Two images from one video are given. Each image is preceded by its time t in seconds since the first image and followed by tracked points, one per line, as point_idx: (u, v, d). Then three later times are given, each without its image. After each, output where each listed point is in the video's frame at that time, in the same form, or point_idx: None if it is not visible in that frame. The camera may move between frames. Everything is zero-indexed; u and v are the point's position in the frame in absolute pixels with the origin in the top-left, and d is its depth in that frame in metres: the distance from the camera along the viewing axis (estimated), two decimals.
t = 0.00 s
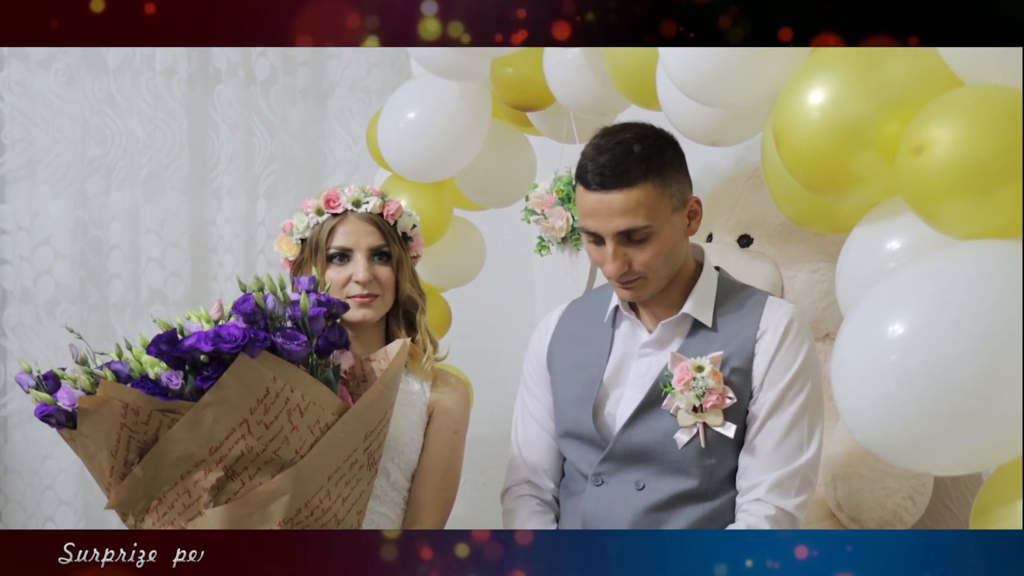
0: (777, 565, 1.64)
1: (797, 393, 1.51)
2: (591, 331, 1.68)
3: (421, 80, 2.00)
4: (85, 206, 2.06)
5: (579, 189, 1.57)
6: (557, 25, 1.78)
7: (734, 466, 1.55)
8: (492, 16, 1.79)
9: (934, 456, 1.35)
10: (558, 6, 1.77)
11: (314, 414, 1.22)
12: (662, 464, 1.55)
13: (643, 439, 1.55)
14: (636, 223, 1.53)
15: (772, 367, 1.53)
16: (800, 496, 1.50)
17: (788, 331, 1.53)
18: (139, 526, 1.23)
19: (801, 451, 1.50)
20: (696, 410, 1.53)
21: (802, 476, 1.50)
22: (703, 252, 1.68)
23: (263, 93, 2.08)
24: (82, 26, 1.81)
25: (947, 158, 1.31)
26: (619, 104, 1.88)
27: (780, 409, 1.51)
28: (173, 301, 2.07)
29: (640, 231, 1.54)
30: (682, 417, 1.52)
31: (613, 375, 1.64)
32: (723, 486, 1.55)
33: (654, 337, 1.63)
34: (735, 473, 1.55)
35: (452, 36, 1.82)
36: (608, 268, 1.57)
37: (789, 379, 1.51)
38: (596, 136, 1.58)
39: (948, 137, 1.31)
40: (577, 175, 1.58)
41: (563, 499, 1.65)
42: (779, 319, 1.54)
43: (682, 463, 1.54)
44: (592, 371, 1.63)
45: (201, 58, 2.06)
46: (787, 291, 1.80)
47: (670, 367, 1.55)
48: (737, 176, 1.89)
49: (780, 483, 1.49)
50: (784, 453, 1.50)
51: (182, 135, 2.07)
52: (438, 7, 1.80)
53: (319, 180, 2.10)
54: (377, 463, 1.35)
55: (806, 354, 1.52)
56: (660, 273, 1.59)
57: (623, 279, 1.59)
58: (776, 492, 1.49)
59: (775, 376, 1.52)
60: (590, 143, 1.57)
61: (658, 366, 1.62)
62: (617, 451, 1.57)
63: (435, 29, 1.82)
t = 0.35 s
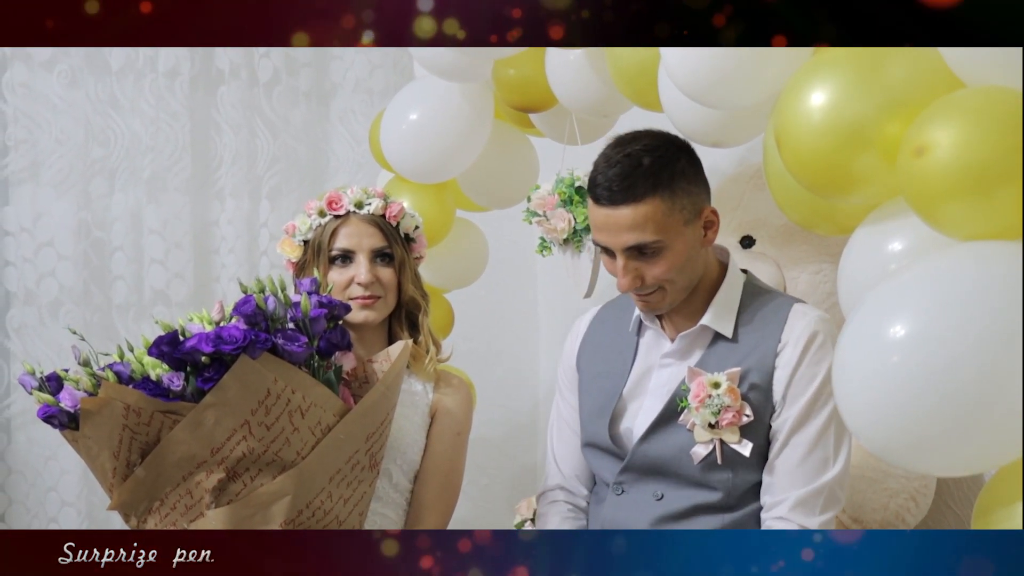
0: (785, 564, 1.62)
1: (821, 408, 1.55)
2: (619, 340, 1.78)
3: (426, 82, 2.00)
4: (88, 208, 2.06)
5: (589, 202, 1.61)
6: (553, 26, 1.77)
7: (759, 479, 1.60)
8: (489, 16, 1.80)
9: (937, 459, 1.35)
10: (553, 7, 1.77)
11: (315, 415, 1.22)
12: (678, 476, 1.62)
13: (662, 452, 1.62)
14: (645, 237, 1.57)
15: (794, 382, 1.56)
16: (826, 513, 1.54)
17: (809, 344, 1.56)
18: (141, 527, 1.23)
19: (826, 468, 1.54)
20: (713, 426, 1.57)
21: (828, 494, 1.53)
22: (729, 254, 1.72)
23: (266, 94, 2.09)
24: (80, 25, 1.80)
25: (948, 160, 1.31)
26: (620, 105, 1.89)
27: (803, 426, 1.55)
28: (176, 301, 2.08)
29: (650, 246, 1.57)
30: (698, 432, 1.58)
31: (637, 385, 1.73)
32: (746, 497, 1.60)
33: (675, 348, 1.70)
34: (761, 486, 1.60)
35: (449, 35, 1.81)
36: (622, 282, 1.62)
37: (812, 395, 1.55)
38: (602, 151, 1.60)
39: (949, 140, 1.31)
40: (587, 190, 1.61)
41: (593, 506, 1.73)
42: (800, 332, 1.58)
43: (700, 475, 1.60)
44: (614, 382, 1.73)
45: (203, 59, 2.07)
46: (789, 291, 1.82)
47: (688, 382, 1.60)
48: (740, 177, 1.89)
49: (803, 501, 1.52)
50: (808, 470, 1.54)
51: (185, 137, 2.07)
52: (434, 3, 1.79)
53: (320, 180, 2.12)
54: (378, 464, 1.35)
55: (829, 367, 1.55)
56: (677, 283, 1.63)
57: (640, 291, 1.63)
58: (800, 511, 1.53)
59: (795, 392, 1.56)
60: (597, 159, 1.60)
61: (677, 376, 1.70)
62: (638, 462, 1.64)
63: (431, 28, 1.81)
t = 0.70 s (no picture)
0: (791, 561, 1.66)
1: (805, 396, 1.53)
2: (601, 334, 1.74)
3: (430, 82, 2.00)
4: (92, 207, 2.06)
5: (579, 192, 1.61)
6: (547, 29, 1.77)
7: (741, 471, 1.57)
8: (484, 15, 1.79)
9: (938, 458, 1.36)
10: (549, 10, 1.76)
11: (319, 415, 1.22)
12: (664, 467, 1.59)
13: (646, 442, 1.59)
14: (635, 225, 1.56)
15: (779, 370, 1.54)
16: (808, 501, 1.51)
17: (794, 334, 1.55)
18: (145, 526, 1.24)
19: (808, 455, 1.51)
20: (699, 413, 1.55)
21: (810, 482, 1.50)
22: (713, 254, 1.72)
23: (270, 94, 2.09)
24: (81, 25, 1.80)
25: (952, 158, 1.32)
26: (624, 105, 1.89)
27: (787, 414, 1.52)
28: (180, 301, 2.08)
29: (640, 234, 1.56)
30: (685, 421, 1.56)
31: (621, 379, 1.69)
32: (728, 489, 1.57)
33: (661, 340, 1.68)
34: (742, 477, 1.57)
35: (443, 32, 1.80)
36: (610, 271, 1.60)
37: (796, 383, 1.53)
38: (593, 141, 1.61)
39: (953, 138, 1.33)
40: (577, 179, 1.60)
41: (573, 502, 1.69)
42: (785, 323, 1.56)
43: (684, 467, 1.57)
44: (600, 375, 1.69)
45: (207, 59, 2.07)
46: (793, 291, 1.80)
47: (674, 371, 1.59)
48: (743, 176, 1.89)
49: (786, 488, 1.50)
50: (791, 457, 1.51)
51: (189, 136, 2.07)
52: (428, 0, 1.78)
53: (324, 179, 2.11)
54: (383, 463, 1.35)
55: (813, 358, 1.53)
56: (663, 274, 1.61)
57: (627, 281, 1.61)
58: (782, 497, 1.50)
59: (781, 380, 1.54)
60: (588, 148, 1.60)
61: (662, 369, 1.67)
62: (621, 453, 1.61)
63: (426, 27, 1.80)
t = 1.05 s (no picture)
0: (795, 560, 1.70)
1: (786, 386, 1.55)
2: (579, 326, 1.71)
3: (437, 81, 2.00)
4: (100, 206, 2.07)
5: (574, 171, 1.61)
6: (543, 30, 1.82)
7: (720, 461, 1.58)
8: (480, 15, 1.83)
9: (946, 455, 1.37)
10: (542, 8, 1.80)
11: (326, 412, 1.22)
12: (650, 459, 1.57)
13: (632, 433, 1.58)
14: (629, 204, 1.56)
15: (762, 360, 1.56)
16: (787, 489, 1.54)
17: (776, 324, 1.57)
18: (153, 523, 1.24)
19: (788, 444, 1.54)
20: (684, 402, 1.57)
21: (790, 469, 1.54)
22: (691, 250, 1.71)
23: (278, 92, 2.09)
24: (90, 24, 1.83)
25: (963, 156, 1.34)
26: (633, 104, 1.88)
27: (769, 404, 1.55)
28: (188, 300, 2.08)
29: (635, 213, 1.56)
30: (670, 410, 1.57)
31: (603, 370, 1.66)
32: (710, 479, 1.58)
33: (642, 331, 1.66)
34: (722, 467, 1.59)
35: (438, 29, 1.82)
36: (600, 250, 1.58)
37: (777, 373, 1.55)
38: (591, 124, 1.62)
39: (964, 136, 1.34)
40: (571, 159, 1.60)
41: (552, 496, 1.67)
42: (767, 313, 1.58)
43: (671, 457, 1.57)
44: (583, 366, 1.66)
45: (215, 57, 2.06)
46: (801, 290, 1.79)
47: (659, 361, 1.60)
48: (752, 174, 1.87)
49: (768, 476, 1.52)
50: (772, 447, 1.54)
51: (197, 135, 2.07)
52: None
53: (333, 179, 2.10)
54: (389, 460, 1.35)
55: (792, 348, 1.56)
56: (651, 259, 1.61)
57: (615, 263, 1.60)
58: (765, 485, 1.53)
59: (763, 369, 1.56)
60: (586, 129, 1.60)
61: (644, 361, 1.65)
62: (606, 446, 1.59)
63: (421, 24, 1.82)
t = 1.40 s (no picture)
0: (798, 557, 1.71)
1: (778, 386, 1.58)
2: (571, 323, 1.69)
3: (447, 77, 1.99)
4: (110, 203, 2.08)
5: (590, 152, 1.61)
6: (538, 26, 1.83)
7: (718, 455, 1.60)
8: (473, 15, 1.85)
9: (955, 454, 1.37)
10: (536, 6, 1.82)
11: (331, 413, 1.23)
12: (651, 457, 1.58)
13: (634, 430, 1.58)
14: (650, 186, 1.57)
15: (756, 357, 1.58)
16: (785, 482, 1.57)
17: (768, 321, 1.59)
18: (157, 522, 1.25)
19: (783, 439, 1.57)
20: (684, 400, 1.57)
21: (787, 463, 1.56)
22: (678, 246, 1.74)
23: (286, 89, 2.09)
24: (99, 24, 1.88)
25: (970, 155, 1.35)
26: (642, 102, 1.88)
27: (764, 401, 1.57)
28: (198, 296, 2.09)
29: (654, 197, 1.58)
30: (670, 408, 1.57)
31: (599, 368, 1.66)
32: (709, 475, 1.60)
33: (637, 329, 1.66)
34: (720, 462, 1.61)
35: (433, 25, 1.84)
36: (615, 230, 1.59)
37: (770, 371, 1.57)
38: (610, 111, 1.64)
39: (974, 133, 1.35)
40: (588, 141, 1.61)
41: (549, 491, 1.68)
42: (760, 309, 1.60)
43: (672, 454, 1.58)
44: (578, 365, 1.65)
45: (223, 54, 2.06)
46: (809, 287, 1.78)
47: (656, 359, 1.60)
48: (761, 171, 1.87)
49: (767, 470, 1.55)
50: (768, 442, 1.56)
51: (206, 132, 2.08)
52: None
53: (341, 174, 2.10)
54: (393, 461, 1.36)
55: (785, 345, 1.59)
56: (657, 249, 1.63)
57: (624, 248, 1.61)
58: (764, 478, 1.55)
59: (758, 366, 1.58)
60: (606, 115, 1.62)
61: (643, 358, 1.65)
62: (607, 445, 1.59)
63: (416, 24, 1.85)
